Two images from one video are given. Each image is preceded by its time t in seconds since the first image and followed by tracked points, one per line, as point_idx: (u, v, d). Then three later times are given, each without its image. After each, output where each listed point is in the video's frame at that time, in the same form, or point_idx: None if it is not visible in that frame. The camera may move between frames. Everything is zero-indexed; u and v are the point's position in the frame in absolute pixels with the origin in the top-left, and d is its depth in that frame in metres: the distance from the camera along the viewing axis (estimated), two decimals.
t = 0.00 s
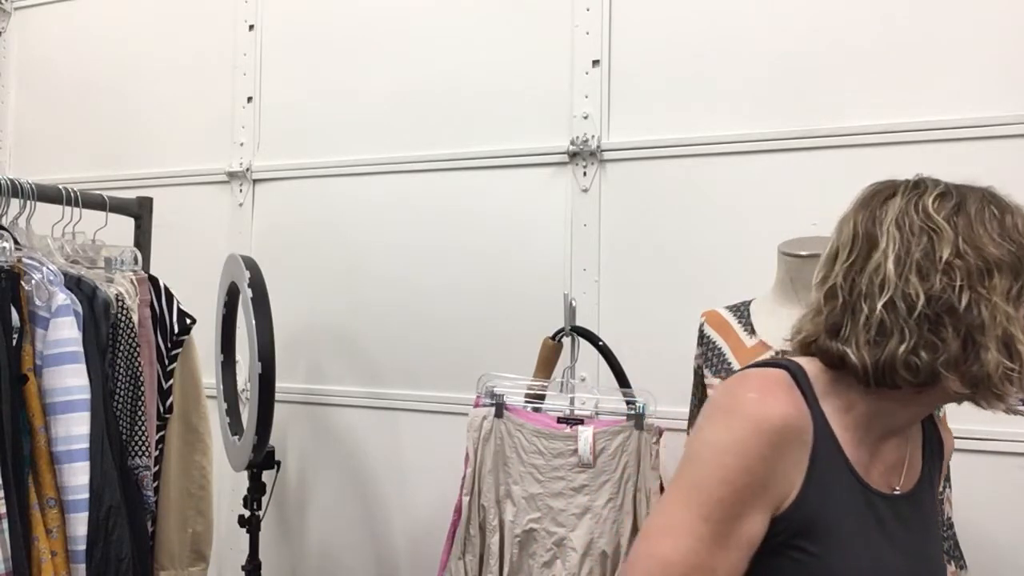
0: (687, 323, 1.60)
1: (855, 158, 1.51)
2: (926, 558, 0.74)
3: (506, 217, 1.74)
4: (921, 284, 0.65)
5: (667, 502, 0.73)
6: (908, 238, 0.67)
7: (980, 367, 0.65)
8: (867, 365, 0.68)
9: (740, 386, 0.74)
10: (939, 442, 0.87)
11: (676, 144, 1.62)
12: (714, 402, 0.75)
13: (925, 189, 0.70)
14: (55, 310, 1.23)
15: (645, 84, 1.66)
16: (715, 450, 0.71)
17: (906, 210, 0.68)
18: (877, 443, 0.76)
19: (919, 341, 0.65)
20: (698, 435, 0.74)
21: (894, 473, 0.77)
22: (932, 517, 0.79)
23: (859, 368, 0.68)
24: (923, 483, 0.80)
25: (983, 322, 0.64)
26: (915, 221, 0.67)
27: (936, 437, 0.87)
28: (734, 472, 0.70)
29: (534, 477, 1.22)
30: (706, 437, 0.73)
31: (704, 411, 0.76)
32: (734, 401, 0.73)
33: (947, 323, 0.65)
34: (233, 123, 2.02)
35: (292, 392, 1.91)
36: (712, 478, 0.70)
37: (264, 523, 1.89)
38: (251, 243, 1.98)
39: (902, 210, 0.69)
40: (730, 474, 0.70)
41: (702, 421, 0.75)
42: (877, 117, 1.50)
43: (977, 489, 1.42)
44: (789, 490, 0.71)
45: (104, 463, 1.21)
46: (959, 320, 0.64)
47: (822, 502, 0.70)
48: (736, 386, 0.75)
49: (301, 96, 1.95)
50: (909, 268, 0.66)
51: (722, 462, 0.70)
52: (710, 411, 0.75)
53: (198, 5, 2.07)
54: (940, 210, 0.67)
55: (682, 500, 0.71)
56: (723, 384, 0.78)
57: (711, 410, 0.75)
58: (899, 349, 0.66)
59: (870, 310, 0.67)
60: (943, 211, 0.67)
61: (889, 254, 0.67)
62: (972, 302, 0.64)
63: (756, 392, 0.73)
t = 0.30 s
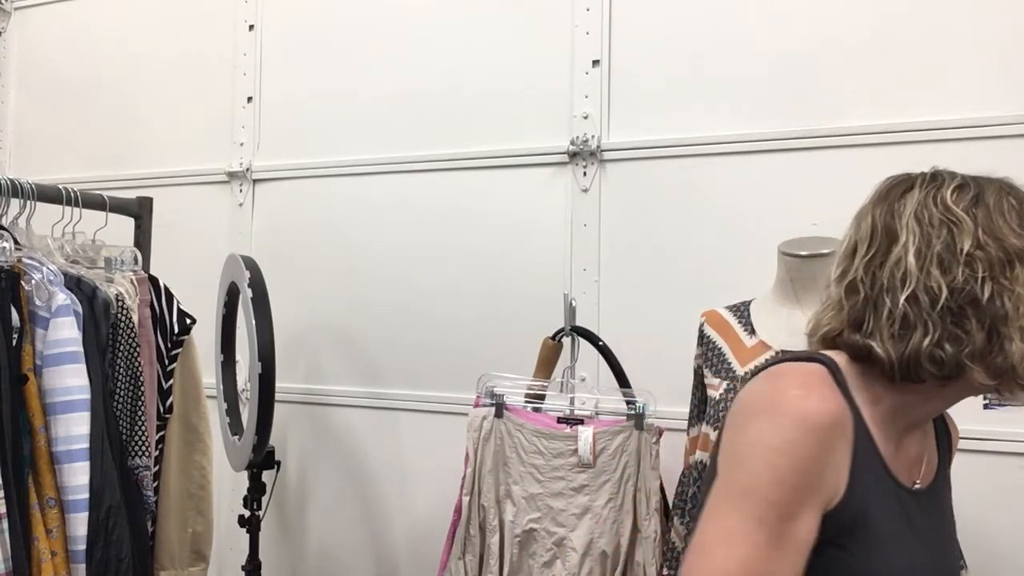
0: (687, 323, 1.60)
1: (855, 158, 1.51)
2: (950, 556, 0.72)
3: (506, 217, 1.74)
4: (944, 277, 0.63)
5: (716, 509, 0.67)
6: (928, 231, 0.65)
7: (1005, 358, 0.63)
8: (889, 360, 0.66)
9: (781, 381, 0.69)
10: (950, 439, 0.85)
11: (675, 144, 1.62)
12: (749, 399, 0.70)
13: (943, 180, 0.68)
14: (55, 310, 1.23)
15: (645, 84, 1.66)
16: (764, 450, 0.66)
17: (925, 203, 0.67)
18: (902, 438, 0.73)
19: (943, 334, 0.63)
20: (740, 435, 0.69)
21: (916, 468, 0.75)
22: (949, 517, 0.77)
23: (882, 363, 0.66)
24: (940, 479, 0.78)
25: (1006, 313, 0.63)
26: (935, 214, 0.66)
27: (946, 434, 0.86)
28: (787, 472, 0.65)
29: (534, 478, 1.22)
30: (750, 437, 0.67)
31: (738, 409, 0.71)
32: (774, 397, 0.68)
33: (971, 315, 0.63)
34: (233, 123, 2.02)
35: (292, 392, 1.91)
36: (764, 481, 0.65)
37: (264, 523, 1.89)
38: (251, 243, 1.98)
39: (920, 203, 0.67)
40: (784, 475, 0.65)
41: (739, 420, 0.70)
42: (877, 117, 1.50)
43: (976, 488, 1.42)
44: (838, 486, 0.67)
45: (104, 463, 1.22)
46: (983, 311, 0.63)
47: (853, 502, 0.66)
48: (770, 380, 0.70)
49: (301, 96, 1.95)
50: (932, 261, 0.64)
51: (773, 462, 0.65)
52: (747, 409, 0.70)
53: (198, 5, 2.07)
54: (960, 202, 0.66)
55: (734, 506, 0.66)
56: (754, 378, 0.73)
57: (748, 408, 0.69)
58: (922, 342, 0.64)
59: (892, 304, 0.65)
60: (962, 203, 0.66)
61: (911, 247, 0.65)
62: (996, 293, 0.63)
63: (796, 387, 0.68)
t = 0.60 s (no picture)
0: (687, 323, 1.60)
1: (855, 158, 1.51)
2: (964, 554, 0.71)
3: (506, 217, 1.74)
4: (948, 258, 0.64)
5: (768, 506, 0.64)
6: (941, 214, 0.66)
7: (1007, 342, 0.62)
8: (894, 337, 0.66)
9: (822, 370, 0.65)
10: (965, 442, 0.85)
11: (675, 145, 1.62)
12: (787, 388, 0.66)
13: (968, 169, 0.69)
14: (55, 310, 1.23)
15: (644, 84, 1.66)
16: (812, 441, 0.62)
17: (944, 190, 0.67)
18: (927, 427, 0.71)
19: (942, 313, 0.63)
20: (785, 430, 0.65)
21: (936, 458, 0.74)
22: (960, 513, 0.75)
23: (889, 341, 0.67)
24: (958, 472, 0.78)
25: (1008, 295, 0.61)
26: (950, 199, 0.66)
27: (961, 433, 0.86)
28: (839, 462, 0.61)
29: (534, 477, 1.22)
30: (796, 428, 0.64)
31: (778, 400, 0.67)
32: (816, 385, 0.64)
33: (972, 297, 0.62)
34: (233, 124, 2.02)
35: (292, 392, 1.91)
36: (818, 476, 0.61)
37: (264, 523, 1.89)
38: (251, 244, 1.98)
39: (939, 190, 0.68)
40: (836, 465, 0.61)
41: (779, 411, 0.66)
42: (877, 117, 1.50)
43: (975, 489, 1.42)
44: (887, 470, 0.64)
45: (104, 463, 1.21)
46: (985, 292, 0.62)
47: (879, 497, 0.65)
48: (808, 367, 0.66)
49: (301, 96, 1.95)
50: (938, 243, 0.65)
51: (824, 453, 0.61)
52: (787, 399, 0.66)
53: (198, 5, 2.07)
54: (979, 188, 0.66)
55: (787, 501, 0.62)
56: (788, 366, 0.69)
57: (788, 398, 0.66)
58: (923, 320, 0.64)
59: (899, 283, 0.66)
60: (981, 190, 0.66)
61: (923, 230, 0.66)
62: (999, 276, 0.62)
63: (837, 372, 0.64)
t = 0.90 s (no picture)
0: (687, 323, 1.60)
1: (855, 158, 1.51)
2: (965, 555, 0.71)
3: (505, 217, 1.74)
4: (954, 247, 0.64)
5: (817, 507, 0.59)
6: (949, 205, 0.66)
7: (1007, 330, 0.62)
8: (900, 322, 0.67)
9: (860, 364, 0.61)
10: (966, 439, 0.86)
11: (675, 145, 1.62)
12: (822, 384, 0.63)
13: (981, 164, 0.68)
14: (55, 310, 1.23)
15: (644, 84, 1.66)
16: (860, 436, 0.58)
17: (955, 181, 0.67)
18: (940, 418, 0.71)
19: (945, 299, 0.64)
20: (830, 427, 0.60)
21: (945, 450, 0.75)
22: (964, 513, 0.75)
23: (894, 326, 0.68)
24: (964, 468, 0.78)
25: (1010, 283, 0.61)
26: (959, 191, 0.66)
27: (964, 429, 0.86)
28: (890, 456, 0.57)
29: (534, 477, 1.22)
30: (839, 424, 0.60)
31: (813, 398, 0.63)
32: (854, 378, 0.61)
33: (974, 285, 0.63)
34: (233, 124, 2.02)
35: (292, 392, 1.91)
36: (870, 472, 0.57)
37: (264, 523, 1.89)
38: (251, 244, 1.98)
39: (951, 182, 0.67)
40: (886, 458, 0.57)
41: (816, 410, 0.62)
42: (877, 117, 1.50)
43: (976, 488, 1.42)
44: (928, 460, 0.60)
45: (104, 463, 1.21)
46: (988, 279, 0.62)
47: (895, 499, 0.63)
48: (843, 362, 0.63)
49: (301, 96, 1.95)
50: (944, 232, 0.65)
51: (875, 448, 0.57)
52: (824, 396, 0.62)
53: (198, 5, 2.08)
54: (989, 181, 0.65)
55: (838, 500, 0.58)
56: (817, 364, 0.66)
57: (825, 395, 0.62)
58: (927, 305, 0.65)
59: (905, 270, 0.67)
60: (991, 183, 0.65)
61: (931, 220, 0.66)
62: (1002, 265, 0.62)
63: (874, 364, 0.61)
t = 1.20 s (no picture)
0: (686, 323, 1.60)
1: (855, 158, 1.50)
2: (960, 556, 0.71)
3: (505, 217, 1.74)
4: (954, 242, 0.64)
5: (914, 521, 0.56)
6: (949, 203, 0.66)
7: (1004, 325, 0.62)
8: (897, 317, 0.67)
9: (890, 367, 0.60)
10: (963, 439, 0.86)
11: (675, 145, 1.62)
12: (858, 394, 0.61)
13: (983, 165, 0.68)
14: (55, 310, 1.23)
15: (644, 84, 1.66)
16: (929, 438, 0.56)
17: (957, 180, 0.67)
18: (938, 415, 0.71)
19: (944, 293, 0.63)
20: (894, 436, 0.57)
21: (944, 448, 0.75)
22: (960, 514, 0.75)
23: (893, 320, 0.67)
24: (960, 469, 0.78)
25: (1008, 279, 0.61)
26: (959, 190, 0.66)
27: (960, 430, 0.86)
28: (963, 449, 0.55)
29: (534, 478, 1.23)
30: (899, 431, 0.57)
31: (853, 410, 0.61)
32: (893, 382, 0.59)
33: (972, 279, 0.62)
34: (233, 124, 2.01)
35: (292, 392, 1.91)
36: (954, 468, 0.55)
37: (264, 523, 1.89)
38: (251, 244, 1.98)
39: (952, 181, 0.68)
40: (961, 451, 0.55)
41: (863, 422, 0.60)
42: (877, 117, 1.50)
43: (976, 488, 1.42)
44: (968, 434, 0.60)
45: (104, 463, 1.22)
46: (986, 275, 0.62)
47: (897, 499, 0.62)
48: (866, 366, 0.62)
49: (301, 96, 1.95)
50: (944, 228, 0.65)
51: (949, 447, 0.55)
52: (867, 406, 0.60)
53: (198, 5, 2.07)
54: (990, 181, 0.66)
55: (935, 508, 0.55)
56: (837, 373, 0.64)
57: (869, 406, 0.59)
58: (924, 300, 0.65)
59: (903, 266, 0.67)
60: (992, 182, 0.65)
61: (931, 216, 0.66)
62: (1000, 261, 0.62)
63: (903, 364, 0.60)
